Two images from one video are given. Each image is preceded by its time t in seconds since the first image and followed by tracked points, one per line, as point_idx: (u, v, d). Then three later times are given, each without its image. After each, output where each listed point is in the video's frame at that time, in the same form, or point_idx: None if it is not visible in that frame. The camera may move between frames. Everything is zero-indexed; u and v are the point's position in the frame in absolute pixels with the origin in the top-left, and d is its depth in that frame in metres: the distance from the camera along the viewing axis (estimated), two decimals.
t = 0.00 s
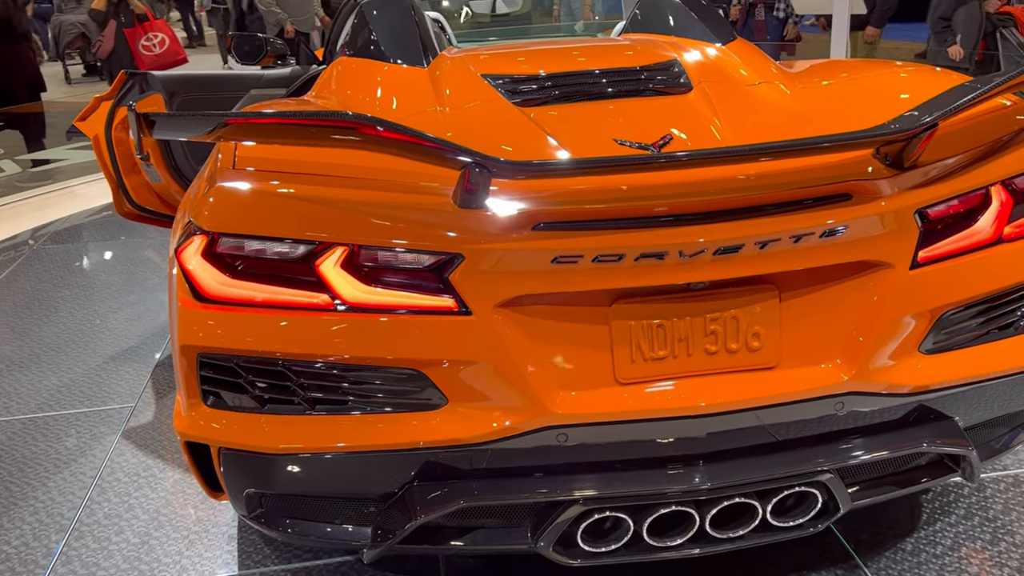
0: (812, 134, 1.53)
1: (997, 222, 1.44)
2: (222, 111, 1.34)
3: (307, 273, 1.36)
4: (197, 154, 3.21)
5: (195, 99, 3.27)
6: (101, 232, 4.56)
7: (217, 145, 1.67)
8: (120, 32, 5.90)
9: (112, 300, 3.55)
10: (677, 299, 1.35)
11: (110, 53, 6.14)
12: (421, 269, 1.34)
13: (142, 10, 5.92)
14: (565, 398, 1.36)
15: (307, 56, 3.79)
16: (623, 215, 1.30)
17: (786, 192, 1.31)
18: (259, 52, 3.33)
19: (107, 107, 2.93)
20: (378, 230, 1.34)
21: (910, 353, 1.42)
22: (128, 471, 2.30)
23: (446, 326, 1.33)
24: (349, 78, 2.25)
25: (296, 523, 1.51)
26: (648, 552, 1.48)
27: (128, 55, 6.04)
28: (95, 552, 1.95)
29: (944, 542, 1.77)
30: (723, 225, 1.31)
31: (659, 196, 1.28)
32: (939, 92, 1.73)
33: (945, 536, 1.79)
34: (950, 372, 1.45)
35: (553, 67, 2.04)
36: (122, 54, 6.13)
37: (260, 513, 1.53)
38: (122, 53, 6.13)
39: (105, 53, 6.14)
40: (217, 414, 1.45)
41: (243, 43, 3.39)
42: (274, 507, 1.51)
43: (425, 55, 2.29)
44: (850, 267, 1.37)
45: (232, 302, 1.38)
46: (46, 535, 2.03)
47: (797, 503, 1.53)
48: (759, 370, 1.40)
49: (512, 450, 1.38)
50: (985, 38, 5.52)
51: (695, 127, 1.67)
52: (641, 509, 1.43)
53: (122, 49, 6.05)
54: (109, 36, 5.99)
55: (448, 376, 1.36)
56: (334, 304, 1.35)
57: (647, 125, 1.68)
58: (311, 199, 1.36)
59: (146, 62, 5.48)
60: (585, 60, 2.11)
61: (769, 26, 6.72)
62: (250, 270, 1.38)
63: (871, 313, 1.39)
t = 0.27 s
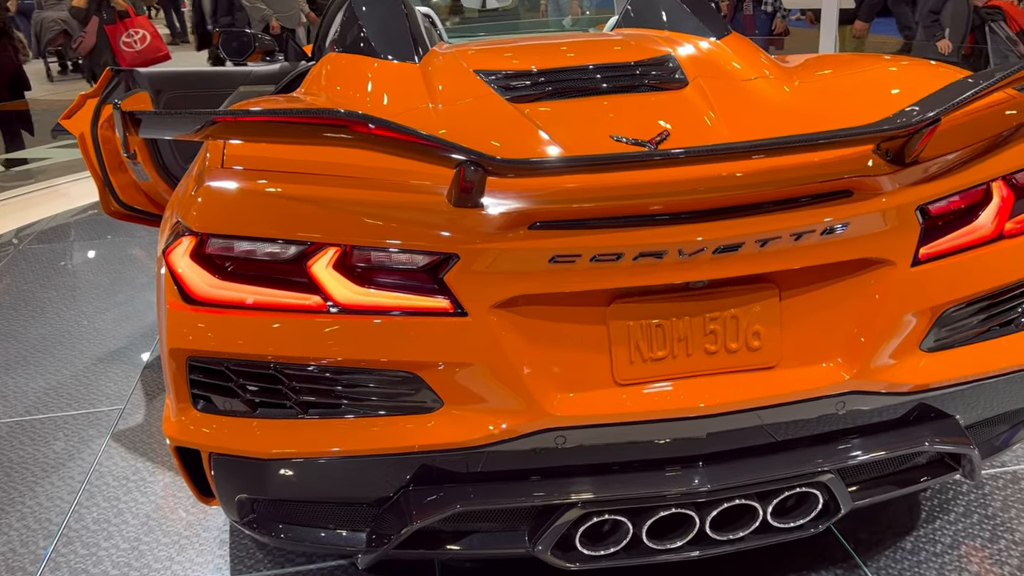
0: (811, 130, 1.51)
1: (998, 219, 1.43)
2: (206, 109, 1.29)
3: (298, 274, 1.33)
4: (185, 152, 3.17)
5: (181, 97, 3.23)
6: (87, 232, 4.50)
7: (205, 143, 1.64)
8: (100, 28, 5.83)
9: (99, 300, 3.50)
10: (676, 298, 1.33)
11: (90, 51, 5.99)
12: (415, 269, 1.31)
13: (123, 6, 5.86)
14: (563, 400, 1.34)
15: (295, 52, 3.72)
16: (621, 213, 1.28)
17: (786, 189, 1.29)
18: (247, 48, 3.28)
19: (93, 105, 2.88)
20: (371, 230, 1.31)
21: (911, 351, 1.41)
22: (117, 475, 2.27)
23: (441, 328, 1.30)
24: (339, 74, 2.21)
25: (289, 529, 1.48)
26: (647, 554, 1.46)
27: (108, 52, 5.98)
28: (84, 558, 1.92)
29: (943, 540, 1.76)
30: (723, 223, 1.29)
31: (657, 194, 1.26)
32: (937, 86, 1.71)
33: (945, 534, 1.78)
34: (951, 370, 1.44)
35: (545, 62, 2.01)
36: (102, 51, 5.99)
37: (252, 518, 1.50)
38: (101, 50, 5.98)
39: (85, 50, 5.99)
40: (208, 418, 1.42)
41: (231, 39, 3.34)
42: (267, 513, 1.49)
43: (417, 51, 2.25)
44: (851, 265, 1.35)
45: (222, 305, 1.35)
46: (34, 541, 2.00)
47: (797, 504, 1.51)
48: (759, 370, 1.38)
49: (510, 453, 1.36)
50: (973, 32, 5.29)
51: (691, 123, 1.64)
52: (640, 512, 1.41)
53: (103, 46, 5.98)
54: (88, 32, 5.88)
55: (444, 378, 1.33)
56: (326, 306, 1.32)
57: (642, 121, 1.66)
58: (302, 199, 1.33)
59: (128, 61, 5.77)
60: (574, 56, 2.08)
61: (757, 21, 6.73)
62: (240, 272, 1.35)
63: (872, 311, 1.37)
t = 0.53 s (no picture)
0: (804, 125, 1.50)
1: (992, 213, 1.42)
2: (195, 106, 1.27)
3: (288, 271, 1.32)
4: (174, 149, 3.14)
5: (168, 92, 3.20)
6: (75, 229, 4.47)
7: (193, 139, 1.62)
8: (83, 23, 5.81)
9: (88, 298, 3.47)
10: (670, 295, 1.32)
11: (71, 46, 5.97)
12: (406, 267, 1.30)
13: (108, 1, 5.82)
14: (557, 397, 1.33)
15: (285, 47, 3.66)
16: (617, 209, 1.26)
17: (781, 183, 1.28)
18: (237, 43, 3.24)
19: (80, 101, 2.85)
20: (362, 226, 1.29)
21: (906, 346, 1.40)
22: (107, 475, 2.25)
23: (434, 325, 1.29)
24: (329, 69, 2.19)
25: (281, 529, 1.47)
26: (641, 552, 1.45)
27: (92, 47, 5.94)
28: (74, 559, 1.90)
29: (938, 535, 1.76)
30: (716, 219, 1.28)
31: (648, 188, 1.24)
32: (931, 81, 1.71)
33: (939, 529, 1.78)
34: (946, 365, 1.43)
35: (537, 57, 2.00)
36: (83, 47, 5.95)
37: (243, 518, 1.49)
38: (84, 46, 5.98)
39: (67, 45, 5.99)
40: (197, 418, 1.41)
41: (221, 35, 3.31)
42: (258, 513, 1.47)
43: (407, 46, 2.24)
44: (846, 260, 1.35)
45: (211, 302, 1.33)
46: (23, 542, 1.98)
47: (792, 500, 1.51)
48: (754, 366, 1.37)
49: (503, 452, 1.34)
50: (960, 27, 5.37)
51: (684, 118, 1.63)
52: (634, 509, 1.40)
53: (84, 40, 5.95)
54: (70, 28, 5.89)
55: (437, 376, 1.32)
56: (317, 304, 1.31)
57: (634, 116, 1.65)
58: (292, 195, 1.31)
59: (108, 55, 5.77)
60: (564, 50, 2.06)
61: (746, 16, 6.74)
62: (230, 269, 1.34)
63: (868, 305, 1.37)
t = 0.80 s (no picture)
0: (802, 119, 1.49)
1: (991, 207, 1.41)
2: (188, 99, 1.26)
3: (282, 267, 1.30)
4: (168, 144, 3.12)
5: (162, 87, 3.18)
6: (69, 225, 4.45)
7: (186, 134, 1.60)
8: (71, 17, 5.78)
9: (82, 295, 3.46)
10: (667, 290, 1.31)
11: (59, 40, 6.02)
12: (401, 262, 1.29)
13: None
14: (553, 393, 1.32)
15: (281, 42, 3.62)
16: (613, 203, 1.25)
17: (779, 178, 1.27)
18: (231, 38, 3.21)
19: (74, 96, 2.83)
20: (356, 221, 1.28)
21: (904, 342, 1.39)
22: (101, 472, 2.24)
23: (429, 321, 1.28)
24: (323, 64, 2.18)
25: (276, 526, 1.46)
26: (638, 549, 1.44)
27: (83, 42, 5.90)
28: (67, 557, 1.89)
29: (935, 531, 1.75)
30: (713, 214, 1.27)
31: (644, 182, 1.23)
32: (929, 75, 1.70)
33: (937, 525, 1.77)
34: (944, 361, 1.42)
35: (533, 51, 1.98)
36: (71, 41, 6.07)
37: (237, 516, 1.48)
38: (71, 39, 6.07)
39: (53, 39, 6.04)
40: (191, 415, 1.39)
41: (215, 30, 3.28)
42: (252, 510, 1.46)
43: (402, 40, 2.22)
44: (845, 255, 1.34)
45: (204, 298, 1.32)
46: (16, 540, 1.96)
47: (790, 497, 1.50)
48: (751, 362, 1.37)
49: (499, 448, 1.33)
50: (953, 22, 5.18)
51: (681, 112, 1.62)
52: (631, 506, 1.39)
53: (72, 35, 6.04)
54: (58, 23, 5.92)
55: (432, 373, 1.31)
56: (311, 300, 1.29)
57: (630, 110, 1.64)
58: (285, 190, 1.30)
59: (96, 50, 5.55)
60: (558, 45, 2.05)
61: (741, 10, 6.72)
62: (223, 265, 1.32)
63: (867, 300, 1.36)
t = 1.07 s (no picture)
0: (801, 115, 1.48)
1: (991, 205, 1.41)
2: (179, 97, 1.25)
3: (278, 265, 1.30)
4: (165, 139, 3.11)
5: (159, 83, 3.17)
6: (66, 222, 4.44)
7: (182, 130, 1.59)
8: (61, 12, 5.75)
9: (80, 291, 3.45)
10: (665, 288, 1.31)
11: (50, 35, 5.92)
12: (397, 260, 1.28)
13: None
14: (550, 391, 1.32)
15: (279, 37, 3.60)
16: (611, 201, 1.25)
17: (778, 175, 1.26)
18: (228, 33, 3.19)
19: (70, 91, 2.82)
20: (352, 219, 1.27)
21: (903, 339, 1.39)
22: (98, 469, 2.23)
23: (425, 319, 1.27)
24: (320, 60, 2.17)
25: (272, 525, 1.46)
26: (636, 547, 1.44)
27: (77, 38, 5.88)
28: (63, 555, 1.88)
29: (934, 529, 1.75)
30: (712, 211, 1.26)
31: (642, 179, 1.22)
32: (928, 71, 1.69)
33: (935, 523, 1.77)
34: (943, 358, 1.42)
35: (531, 47, 1.97)
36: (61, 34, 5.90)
37: (234, 514, 1.47)
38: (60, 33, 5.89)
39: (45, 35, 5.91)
40: (187, 413, 1.39)
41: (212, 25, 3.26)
42: (249, 508, 1.46)
43: (400, 36, 2.21)
44: (843, 252, 1.33)
45: (199, 296, 1.31)
46: (13, 538, 1.96)
47: (788, 495, 1.49)
48: (749, 360, 1.36)
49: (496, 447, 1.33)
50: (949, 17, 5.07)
51: (679, 108, 1.61)
52: (629, 505, 1.39)
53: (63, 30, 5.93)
54: (48, 17, 5.84)
55: (429, 371, 1.30)
56: (307, 297, 1.29)
57: (628, 107, 1.63)
58: (281, 187, 1.29)
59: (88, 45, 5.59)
60: (553, 41, 2.04)
61: (739, 6, 6.70)
62: (218, 263, 1.31)
63: (865, 298, 1.35)
